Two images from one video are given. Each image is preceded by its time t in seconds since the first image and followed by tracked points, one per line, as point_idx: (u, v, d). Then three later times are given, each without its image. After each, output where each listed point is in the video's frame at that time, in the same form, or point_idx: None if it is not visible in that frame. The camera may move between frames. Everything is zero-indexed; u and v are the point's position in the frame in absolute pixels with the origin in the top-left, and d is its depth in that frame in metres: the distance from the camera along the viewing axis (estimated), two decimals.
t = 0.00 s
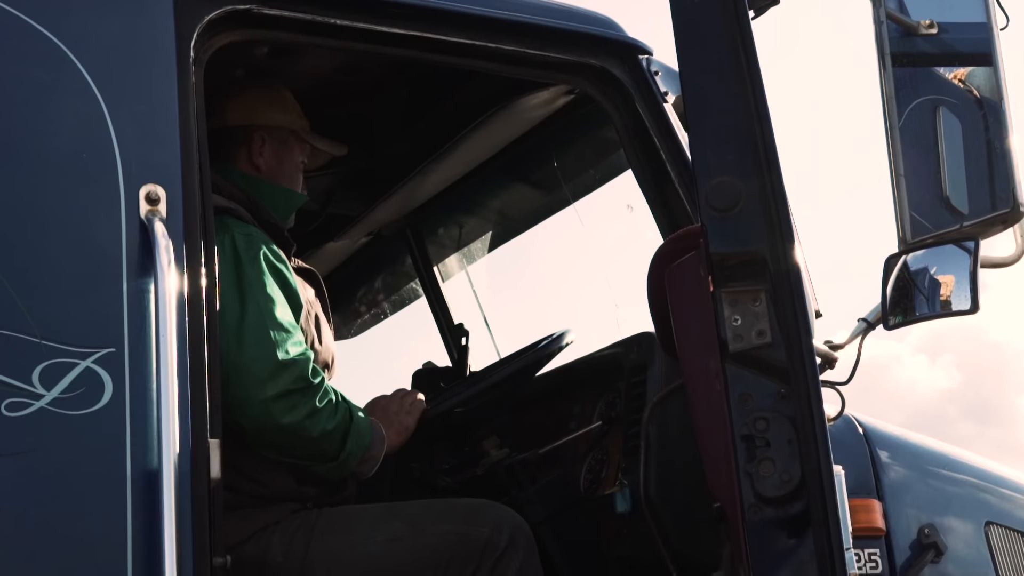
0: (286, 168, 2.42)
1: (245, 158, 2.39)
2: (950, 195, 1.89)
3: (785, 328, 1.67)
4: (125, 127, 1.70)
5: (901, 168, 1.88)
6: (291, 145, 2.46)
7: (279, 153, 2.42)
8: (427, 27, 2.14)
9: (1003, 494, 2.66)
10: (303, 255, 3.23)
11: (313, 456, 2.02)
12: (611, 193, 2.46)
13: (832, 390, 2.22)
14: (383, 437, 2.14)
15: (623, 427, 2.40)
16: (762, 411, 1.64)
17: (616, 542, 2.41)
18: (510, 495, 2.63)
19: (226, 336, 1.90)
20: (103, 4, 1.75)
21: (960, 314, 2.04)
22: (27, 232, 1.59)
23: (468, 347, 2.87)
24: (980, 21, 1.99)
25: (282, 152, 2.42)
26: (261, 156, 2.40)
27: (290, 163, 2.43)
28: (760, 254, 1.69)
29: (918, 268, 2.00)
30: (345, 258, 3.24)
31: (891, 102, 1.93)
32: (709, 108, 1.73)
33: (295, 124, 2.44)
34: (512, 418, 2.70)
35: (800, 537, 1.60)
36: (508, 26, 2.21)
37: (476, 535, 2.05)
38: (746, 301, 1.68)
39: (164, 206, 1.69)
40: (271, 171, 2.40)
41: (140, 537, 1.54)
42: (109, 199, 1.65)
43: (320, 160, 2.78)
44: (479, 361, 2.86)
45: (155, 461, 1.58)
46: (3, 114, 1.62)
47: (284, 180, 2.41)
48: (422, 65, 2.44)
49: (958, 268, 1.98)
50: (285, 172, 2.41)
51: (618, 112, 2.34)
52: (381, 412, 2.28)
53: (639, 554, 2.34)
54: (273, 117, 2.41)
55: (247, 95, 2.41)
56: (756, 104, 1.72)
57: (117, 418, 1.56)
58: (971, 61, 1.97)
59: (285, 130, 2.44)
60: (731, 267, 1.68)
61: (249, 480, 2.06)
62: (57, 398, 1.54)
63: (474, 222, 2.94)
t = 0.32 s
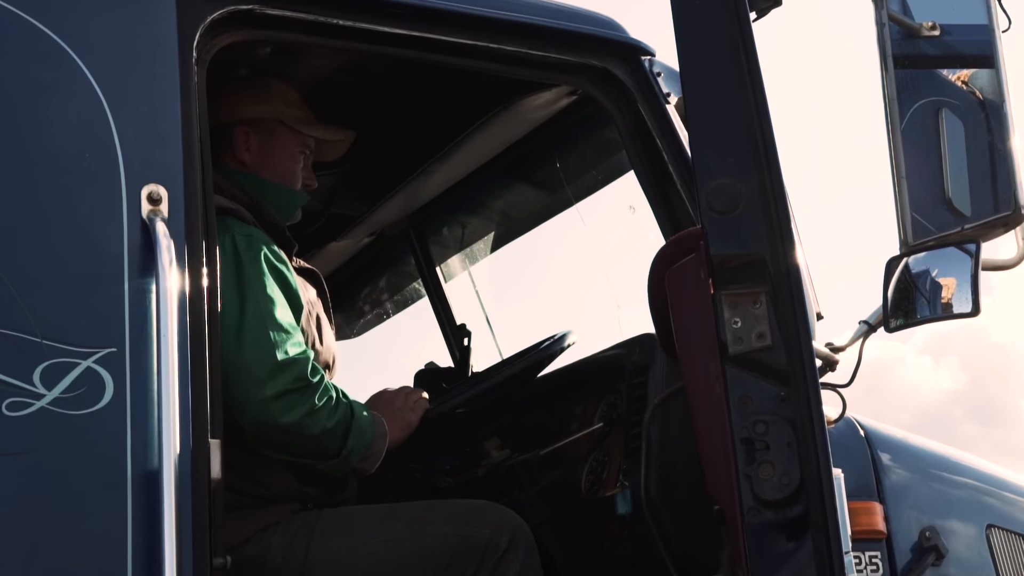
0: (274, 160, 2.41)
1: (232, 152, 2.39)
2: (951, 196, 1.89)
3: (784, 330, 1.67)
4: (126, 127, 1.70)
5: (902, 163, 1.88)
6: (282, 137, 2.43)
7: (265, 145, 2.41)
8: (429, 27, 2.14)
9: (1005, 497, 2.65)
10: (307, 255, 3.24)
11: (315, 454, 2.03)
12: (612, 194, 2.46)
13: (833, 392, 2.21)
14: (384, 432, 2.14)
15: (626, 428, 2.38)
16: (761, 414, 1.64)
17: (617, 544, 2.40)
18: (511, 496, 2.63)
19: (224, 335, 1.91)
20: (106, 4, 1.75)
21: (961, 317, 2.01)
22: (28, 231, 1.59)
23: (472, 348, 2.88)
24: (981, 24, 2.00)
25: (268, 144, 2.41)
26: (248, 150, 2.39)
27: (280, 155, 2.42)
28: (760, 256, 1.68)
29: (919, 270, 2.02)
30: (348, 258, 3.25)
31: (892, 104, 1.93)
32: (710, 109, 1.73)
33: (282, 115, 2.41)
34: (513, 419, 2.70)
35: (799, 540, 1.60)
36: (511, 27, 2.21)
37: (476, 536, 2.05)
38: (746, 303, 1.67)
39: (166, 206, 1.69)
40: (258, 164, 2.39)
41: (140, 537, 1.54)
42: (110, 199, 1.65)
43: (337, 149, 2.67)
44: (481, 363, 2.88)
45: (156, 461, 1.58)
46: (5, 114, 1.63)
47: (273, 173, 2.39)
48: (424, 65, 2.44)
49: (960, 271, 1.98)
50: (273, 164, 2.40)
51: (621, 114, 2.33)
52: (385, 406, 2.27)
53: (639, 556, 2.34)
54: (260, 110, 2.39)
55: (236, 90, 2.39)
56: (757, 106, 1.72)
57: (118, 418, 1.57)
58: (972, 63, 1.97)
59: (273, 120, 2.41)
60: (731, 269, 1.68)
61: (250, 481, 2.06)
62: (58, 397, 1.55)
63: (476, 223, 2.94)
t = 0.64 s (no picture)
0: (268, 163, 2.40)
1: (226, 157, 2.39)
2: (951, 208, 1.89)
3: (780, 343, 1.67)
4: (126, 134, 1.71)
5: (901, 177, 1.88)
6: (275, 138, 2.43)
7: (259, 148, 2.40)
8: (429, 36, 2.14)
9: (1001, 509, 2.65)
10: (305, 262, 3.24)
11: (325, 450, 2.02)
12: (611, 204, 2.47)
13: (829, 403, 2.21)
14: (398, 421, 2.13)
15: (622, 437, 2.38)
16: (756, 426, 1.64)
17: (612, 554, 2.41)
18: (507, 506, 2.63)
19: (224, 342, 1.91)
20: (106, 11, 1.75)
21: (957, 330, 2.03)
22: (25, 237, 1.59)
23: (469, 356, 2.88)
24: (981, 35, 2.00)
25: (262, 147, 2.41)
26: (241, 153, 2.39)
27: (273, 157, 2.41)
28: (756, 267, 1.69)
29: (917, 282, 2.01)
30: (347, 266, 3.25)
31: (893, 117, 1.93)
32: (708, 121, 1.74)
33: (274, 116, 2.40)
34: (511, 428, 2.70)
35: (793, 552, 1.60)
36: (511, 36, 2.21)
37: (471, 545, 2.05)
38: (742, 315, 1.67)
39: (164, 213, 1.70)
40: (252, 168, 2.39)
41: (135, 545, 1.54)
42: (109, 205, 1.65)
43: (337, 147, 2.66)
44: (479, 371, 2.87)
45: (152, 468, 1.58)
46: (5, 120, 1.63)
47: (267, 175, 2.39)
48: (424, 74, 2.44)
49: (957, 284, 1.99)
50: (266, 167, 2.39)
51: (621, 124, 2.33)
52: (402, 395, 2.28)
53: (634, 566, 2.34)
54: (251, 113, 2.39)
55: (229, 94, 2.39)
56: (755, 118, 1.72)
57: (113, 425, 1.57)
58: (971, 75, 1.97)
59: (265, 123, 2.41)
60: (728, 281, 1.68)
61: (248, 488, 2.07)
62: (54, 404, 1.55)
63: (476, 231, 2.94)
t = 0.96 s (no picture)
0: (257, 166, 2.40)
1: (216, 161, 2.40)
2: (942, 217, 1.89)
3: (768, 352, 1.67)
4: (115, 140, 1.70)
5: (890, 187, 1.90)
6: (263, 140, 2.42)
7: (248, 151, 2.40)
8: (421, 44, 2.14)
9: (990, 518, 2.66)
10: (297, 268, 3.24)
11: (375, 421, 1.95)
12: (603, 212, 2.46)
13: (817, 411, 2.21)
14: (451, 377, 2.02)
15: (612, 445, 2.38)
16: (743, 435, 1.64)
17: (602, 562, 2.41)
18: (497, 513, 2.62)
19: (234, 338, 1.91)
20: (97, 17, 1.75)
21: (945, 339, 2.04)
22: (13, 243, 1.59)
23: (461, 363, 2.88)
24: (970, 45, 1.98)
25: (251, 150, 2.41)
26: (228, 157, 2.39)
27: (262, 159, 2.41)
28: (745, 277, 1.69)
29: (906, 291, 2.01)
30: (339, 271, 3.25)
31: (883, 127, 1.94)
32: (697, 130, 1.74)
33: (261, 118, 2.40)
34: (501, 435, 2.72)
35: (779, 561, 1.60)
36: (503, 44, 2.21)
37: (459, 552, 2.05)
38: (730, 324, 1.68)
39: (154, 220, 1.69)
40: (241, 171, 2.39)
41: (123, 552, 1.54)
42: (98, 211, 1.65)
43: (333, 147, 2.65)
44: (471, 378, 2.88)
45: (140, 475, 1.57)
46: None
47: (255, 178, 2.39)
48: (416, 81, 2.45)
49: (947, 295, 1.99)
50: (254, 170, 2.39)
51: (611, 132, 2.33)
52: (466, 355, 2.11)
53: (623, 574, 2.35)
54: (238, 116, 2.38)
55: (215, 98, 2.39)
56: (742, 128, 1.73)
57: (101, 432, 1.56)
58: (961, 85, 1.98)
59: (253, 125, 2.40)
60: (716, 289, 1.69)
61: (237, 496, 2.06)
62: (42, 410, 1.55)
63: (468, 238, 2.94)
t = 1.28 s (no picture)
0: (244, 167, 2.42)
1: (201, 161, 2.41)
2: (928, 222, 1.90)
3: (749, 358, 1.68)
4: (98, 144, 1.70)
5: (874, 193, 1.89)
6: (248, 141, 2.43)
7: (234, 152, 2.42)
8: (405, 49, 2.14)
9: (976, 523, 2.67)
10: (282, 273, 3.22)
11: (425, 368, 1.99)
12: (588, 218, 2.46)
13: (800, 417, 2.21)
14: (513, 341, 2.03)
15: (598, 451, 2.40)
16: (725, 441, 1.65)
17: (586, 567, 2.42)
18: (482, 519, 2.61)
19: (262, 315, 1.95)
20: (80, 21, 1.75)
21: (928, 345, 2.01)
22: None
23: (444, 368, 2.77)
24: (953, 52, 1.97)
25: (236, 152, 2.42)
26: (214, 158, 2.41)
27: (247, 161, 2.43)
28: (726, 284, 1.69)
29: (890, 297, 2.03)
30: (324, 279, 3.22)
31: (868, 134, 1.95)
32: (680, 135, 1.75)
33: (245, 120, 2.39)
34: (482, 441, 2.66)
35: (760, 567, 1.61)
36: (489, 50, 2.22)
37: (443, 559, 2.07)
38: (712, 330, 1.69)
39: (137, 226, 1.69)
40: (227, 172, 2.41)
41: (105, 558, 1.53)
42: (81, 216, 1.64)
43: (318, 147, 2.64)
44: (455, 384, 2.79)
45: (123, 480, 1.57)
46: None
47: (241, 180, 2.42)
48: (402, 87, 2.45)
49: (928, 299, 2.00)
50: (239, 171, 2.42)
51: (596, 137, 2.34)
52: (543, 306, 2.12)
53: None
54: (222, 118, 2.37)
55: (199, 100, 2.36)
56: (724, 133, 1.73)
57: (84, 437, 1.56)
58: (945, 91, 1.97)
59: (237, 127, 2.40)
60: (697, 297, 1.70)
61: (224, 501, 2.06)
62: (24, 416, 1.54)
63: (455, 243, 2.93)
